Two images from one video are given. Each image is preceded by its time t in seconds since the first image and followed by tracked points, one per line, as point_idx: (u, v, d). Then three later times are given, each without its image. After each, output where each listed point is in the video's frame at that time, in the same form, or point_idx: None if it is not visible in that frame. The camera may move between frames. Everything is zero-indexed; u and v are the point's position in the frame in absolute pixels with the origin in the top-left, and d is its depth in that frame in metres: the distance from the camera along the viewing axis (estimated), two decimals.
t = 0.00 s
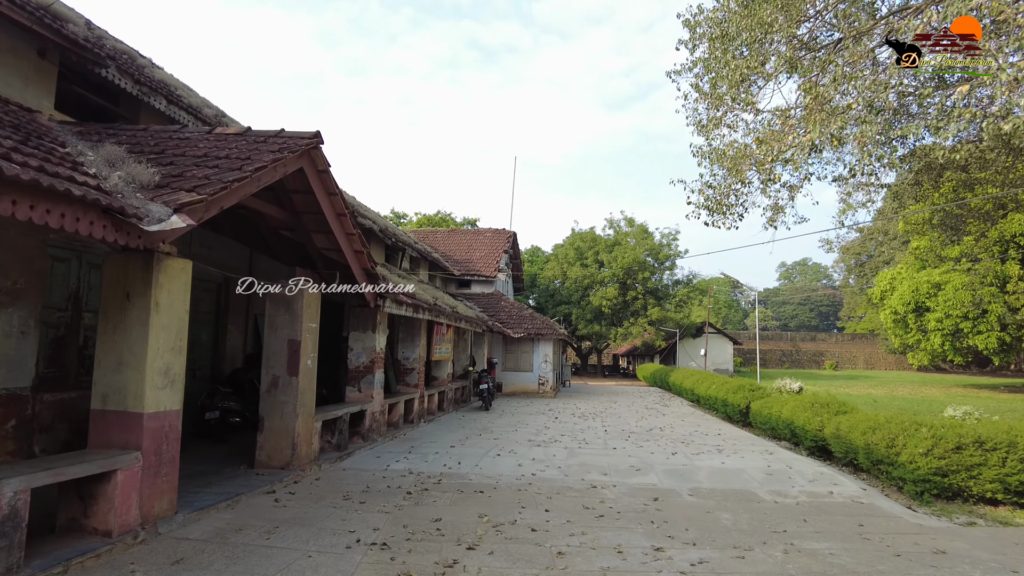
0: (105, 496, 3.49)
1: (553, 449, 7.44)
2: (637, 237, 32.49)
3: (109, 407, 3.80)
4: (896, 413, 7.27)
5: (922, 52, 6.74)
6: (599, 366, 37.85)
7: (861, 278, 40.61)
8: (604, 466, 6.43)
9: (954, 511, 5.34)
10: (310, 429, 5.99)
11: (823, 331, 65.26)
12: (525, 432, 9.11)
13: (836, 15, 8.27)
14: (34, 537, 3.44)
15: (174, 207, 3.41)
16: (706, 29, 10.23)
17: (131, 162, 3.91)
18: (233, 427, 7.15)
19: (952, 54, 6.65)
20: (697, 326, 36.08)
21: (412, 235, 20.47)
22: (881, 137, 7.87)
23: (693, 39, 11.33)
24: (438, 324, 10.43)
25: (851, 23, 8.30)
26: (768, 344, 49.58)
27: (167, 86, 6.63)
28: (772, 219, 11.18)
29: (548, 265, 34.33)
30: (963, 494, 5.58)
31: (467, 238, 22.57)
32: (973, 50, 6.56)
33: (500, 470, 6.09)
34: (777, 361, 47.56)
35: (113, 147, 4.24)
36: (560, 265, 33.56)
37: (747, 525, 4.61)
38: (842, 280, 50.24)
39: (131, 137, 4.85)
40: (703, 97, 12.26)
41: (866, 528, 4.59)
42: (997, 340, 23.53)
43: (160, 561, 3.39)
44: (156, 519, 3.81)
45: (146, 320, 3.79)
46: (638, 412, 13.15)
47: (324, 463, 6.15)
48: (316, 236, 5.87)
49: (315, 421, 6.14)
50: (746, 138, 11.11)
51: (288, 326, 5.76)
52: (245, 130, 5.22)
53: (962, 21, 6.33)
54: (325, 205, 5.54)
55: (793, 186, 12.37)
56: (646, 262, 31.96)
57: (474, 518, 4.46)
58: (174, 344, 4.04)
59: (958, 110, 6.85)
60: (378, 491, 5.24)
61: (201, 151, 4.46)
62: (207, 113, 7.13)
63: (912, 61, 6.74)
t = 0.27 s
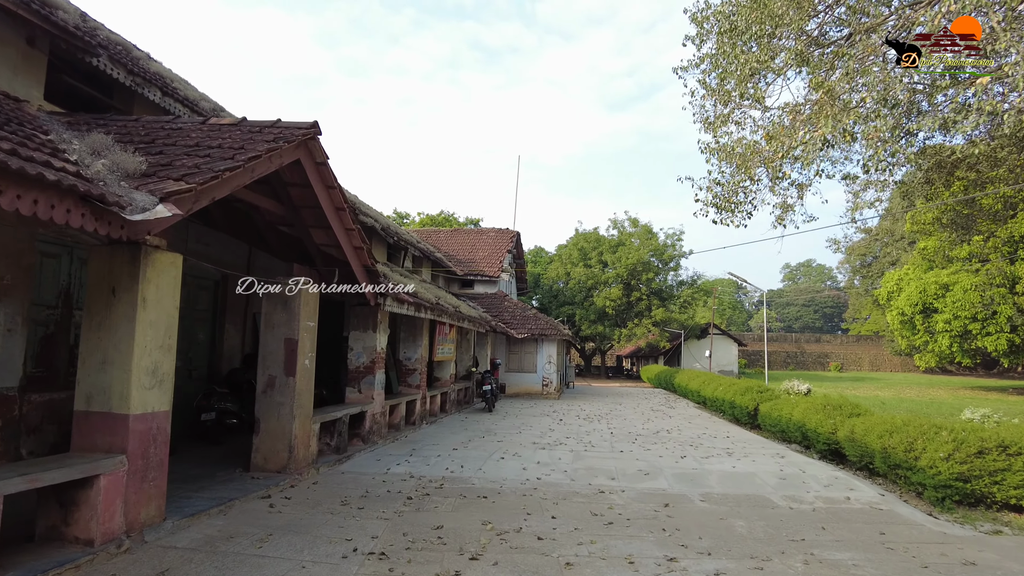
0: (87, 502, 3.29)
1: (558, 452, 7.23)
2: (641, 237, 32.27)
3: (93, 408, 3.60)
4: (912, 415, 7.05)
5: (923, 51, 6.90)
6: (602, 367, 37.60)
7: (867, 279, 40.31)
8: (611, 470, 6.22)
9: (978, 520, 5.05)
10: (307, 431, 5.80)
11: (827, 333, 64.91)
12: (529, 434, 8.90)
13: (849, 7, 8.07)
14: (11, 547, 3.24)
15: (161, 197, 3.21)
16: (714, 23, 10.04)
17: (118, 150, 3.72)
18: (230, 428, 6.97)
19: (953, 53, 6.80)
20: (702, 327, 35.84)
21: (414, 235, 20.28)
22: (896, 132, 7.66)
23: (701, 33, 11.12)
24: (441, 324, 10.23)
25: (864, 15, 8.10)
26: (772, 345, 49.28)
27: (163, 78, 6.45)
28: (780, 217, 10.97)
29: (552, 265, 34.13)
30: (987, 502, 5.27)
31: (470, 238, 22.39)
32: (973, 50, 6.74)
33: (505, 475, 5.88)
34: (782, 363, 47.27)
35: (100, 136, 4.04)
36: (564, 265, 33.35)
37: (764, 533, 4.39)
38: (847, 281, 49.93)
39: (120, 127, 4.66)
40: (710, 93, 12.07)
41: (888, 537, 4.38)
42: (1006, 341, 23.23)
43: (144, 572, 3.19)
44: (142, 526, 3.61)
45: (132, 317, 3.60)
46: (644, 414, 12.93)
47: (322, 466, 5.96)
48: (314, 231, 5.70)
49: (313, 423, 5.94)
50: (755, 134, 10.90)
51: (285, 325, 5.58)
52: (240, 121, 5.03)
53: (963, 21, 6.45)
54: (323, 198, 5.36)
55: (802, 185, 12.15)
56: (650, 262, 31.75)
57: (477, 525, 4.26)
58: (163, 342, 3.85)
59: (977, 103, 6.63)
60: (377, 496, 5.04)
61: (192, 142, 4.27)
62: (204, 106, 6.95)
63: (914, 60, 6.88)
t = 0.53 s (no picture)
0: (55, 518, 3.08)
1: (558, 459, 7.02)
2: (642, 240, 32.08)
3: (65, 416, 3.40)
4: (923, 421, 6.84)
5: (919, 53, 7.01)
6: (603, 371, 37.39)
7: (868, 283, 40.10)
8: (613, 479, 6.01)
9: (997, 531, 4.79)
10: (298, 438, 5.58)
11: (828, 336, 64.69)
12: (529, 441, 8.69)
13: (855, 3, 7.89)
14: None
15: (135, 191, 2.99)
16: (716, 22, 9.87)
17: (92, 143, 3.51)
18: (220, 435, 6.76)
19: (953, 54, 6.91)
20: (703, 331, 35.62)
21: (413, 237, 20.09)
22: (904, 130, 7.46)
23: (703, 32, 10.95)
24: (438, 328, 10.02)
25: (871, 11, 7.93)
26: (773, 349, 49.06)
27: (150, 74, 6.26)
28: (784, 219, 10.80)
29: (552, 268, 33.94)
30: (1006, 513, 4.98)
31: (469, 240, 22.20)
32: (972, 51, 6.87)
33: (502, 484, 5.67)
34: (783, 366, 47.08)
35: (76, 130, 3.83)
36: (564, 268, 33.13)
37: (774, 546, 4.18)
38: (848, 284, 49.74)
39: (100, 122, 4.44)
40: (712, 93, 11.89)
41: (906, 550, 4.16)
42: (1011, 345, 23.00)
43: None
44: (117, 543, 3.40)
45: (107, 320, 3.39)
46: (646, 419, 12.72)
47: (313, 475, 5.75)
48: (304, 231, 5.51)
49: (304, 430, 5.74)
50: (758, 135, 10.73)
51: (274, 328, 5.38)
52: (227, 116, 4.82)
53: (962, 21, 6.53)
54: (314, 198, 5.17)
55: (806, 186, 11.96)
56: (651, 266, 31.56)
57: (473, 539, 4.04)
58: (141, 346, 3.64)
59: (989, 99, 6.44)
60: (369, 508, 4.82)
61: (175, 136, 4.05)
62: (193, 103, 6.77)
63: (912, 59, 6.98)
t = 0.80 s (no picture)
0: (16, 530, 2.87)
1: (557, 463, 6.82)
2: (641, 241, 31.90)
3: (30, 421, 3.19)
4: (932, 422, 6.64)
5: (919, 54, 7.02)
6: (602, 373, 37.17)
7: (867, 283, 39.95)
8: (613, 483, 5.81)
9: (1013, 537, 4.58)
10: (286, 442, 5.37)
11: (828, 337, 64.53)
12: (527, 444, 8.48)
13: None
14: None
15: (100, 178, 2.79)
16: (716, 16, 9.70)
17: (59, 131, 3.29)
18: (207, 439, 6.55)
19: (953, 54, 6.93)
20: (702, 332, 35.44)
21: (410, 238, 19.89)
22: (911, 123, 7.28)
23: (702, 27, 10.78)
24: (434, 329, 9.81)
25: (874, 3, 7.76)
26: (773, 350, 48.87)
27: (134, 67, 6.07)
28: (786, 217, 10.62)
29: (550, 269, 33.74)
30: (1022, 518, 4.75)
31: (467, 241, 22.00)
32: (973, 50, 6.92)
33: (498, 489, 5.47)
34: (782, 367, 46.90)
35: (46, 119, 3.63)
36: (563, 270, 32.93)
37: (783, 555, 3.99)
38: (847, 285, 49.60)
39: (75, 112, 4.24)
40: (711, 90, 11.71)
41: (921, 559, 3.96)
42: (1013, 345, 22.84)
43: None
44: (86, 555, 3.19)
45: (75, 319, 3.19)
46: (646, 422, 12.52)
47: (302, 481, 5.55)
48: (292, 228, 5.32)
49: (292, 434, 5.53)
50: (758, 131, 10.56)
51: (261, 328, 5.18)
52: (209, 107, 4.62)
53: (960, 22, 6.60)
54: (301, 192, 4.98)
55: (807, 184, 11.79)
56: (650, 267, 31.40)
57: (466, 549, 3.84)
58: (113, 347, 3.44)
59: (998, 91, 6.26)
60: (359, 515, 4.61)
61: (152, 126, 3.85)
62: (179, 98, 6.58)
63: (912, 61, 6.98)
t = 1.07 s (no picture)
0: None
1: (558, 470, 6.60)
2: (642, 242, 31.67)
3: None
4: (946, 427, 6.41)
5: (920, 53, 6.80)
6: (603, 375, 36.92)
7: (869, 284, 39.72)
8: (617, 491, 5.59)
9: None
10: (276, 449, 5.16)
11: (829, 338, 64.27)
12: (528, 449, 8.26)
13: None
14: None
15: (62, 169, 2.58)
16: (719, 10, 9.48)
17: (25, 120, 3.08)
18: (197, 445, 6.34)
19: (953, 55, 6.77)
20: (704, 333, 35.21)
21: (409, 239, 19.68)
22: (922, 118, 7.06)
23: (705, 23, 10.57)
24: (432, 331, 9.62)
25: None
26: (774, 351, 48.62)
27: (119, 60, 5.87)
28: (791, 216, 10.40)
29: (551, 270, 33.52)
30: None
31: (466, 242, 21.80)
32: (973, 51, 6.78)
33: (497, 498, 5.24)
34: (784, 369, 46.65)
35: (15, 108, 3.41)
36: (563, 271, 32.71)
37: (797, 570, 3.76)
38: (849, 286, 49.35)
39: (50, 104, 4.03)
40: (714, 87, 11.50)
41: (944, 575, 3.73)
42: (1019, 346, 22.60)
43: None
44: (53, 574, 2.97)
45: (42, 320, 2.97)
46: (649, 425, 12.29)
47: (293, 489, 5.34)
48: (281, 226, 5.11)
49: (283, 440, 5.32)
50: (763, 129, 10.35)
51: (249, 331, 4.97)
52: (193, 99, 4.40)
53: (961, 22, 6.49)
54: (291, 188, 4.78)
55: (812, 183, 11.57)
56: (651, 268, 31.19)
57: (462, 565, 3.62)
58: (85, 350, 3.22)
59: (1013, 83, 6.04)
60: (351, 527, 4.39)
61: (129, 117, 3.64)
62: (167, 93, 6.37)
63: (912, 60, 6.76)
